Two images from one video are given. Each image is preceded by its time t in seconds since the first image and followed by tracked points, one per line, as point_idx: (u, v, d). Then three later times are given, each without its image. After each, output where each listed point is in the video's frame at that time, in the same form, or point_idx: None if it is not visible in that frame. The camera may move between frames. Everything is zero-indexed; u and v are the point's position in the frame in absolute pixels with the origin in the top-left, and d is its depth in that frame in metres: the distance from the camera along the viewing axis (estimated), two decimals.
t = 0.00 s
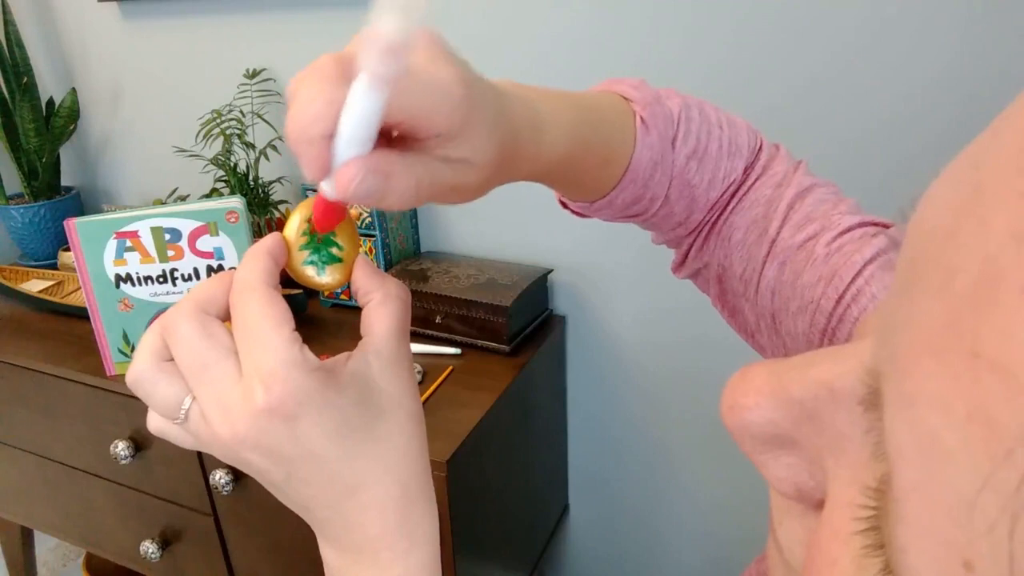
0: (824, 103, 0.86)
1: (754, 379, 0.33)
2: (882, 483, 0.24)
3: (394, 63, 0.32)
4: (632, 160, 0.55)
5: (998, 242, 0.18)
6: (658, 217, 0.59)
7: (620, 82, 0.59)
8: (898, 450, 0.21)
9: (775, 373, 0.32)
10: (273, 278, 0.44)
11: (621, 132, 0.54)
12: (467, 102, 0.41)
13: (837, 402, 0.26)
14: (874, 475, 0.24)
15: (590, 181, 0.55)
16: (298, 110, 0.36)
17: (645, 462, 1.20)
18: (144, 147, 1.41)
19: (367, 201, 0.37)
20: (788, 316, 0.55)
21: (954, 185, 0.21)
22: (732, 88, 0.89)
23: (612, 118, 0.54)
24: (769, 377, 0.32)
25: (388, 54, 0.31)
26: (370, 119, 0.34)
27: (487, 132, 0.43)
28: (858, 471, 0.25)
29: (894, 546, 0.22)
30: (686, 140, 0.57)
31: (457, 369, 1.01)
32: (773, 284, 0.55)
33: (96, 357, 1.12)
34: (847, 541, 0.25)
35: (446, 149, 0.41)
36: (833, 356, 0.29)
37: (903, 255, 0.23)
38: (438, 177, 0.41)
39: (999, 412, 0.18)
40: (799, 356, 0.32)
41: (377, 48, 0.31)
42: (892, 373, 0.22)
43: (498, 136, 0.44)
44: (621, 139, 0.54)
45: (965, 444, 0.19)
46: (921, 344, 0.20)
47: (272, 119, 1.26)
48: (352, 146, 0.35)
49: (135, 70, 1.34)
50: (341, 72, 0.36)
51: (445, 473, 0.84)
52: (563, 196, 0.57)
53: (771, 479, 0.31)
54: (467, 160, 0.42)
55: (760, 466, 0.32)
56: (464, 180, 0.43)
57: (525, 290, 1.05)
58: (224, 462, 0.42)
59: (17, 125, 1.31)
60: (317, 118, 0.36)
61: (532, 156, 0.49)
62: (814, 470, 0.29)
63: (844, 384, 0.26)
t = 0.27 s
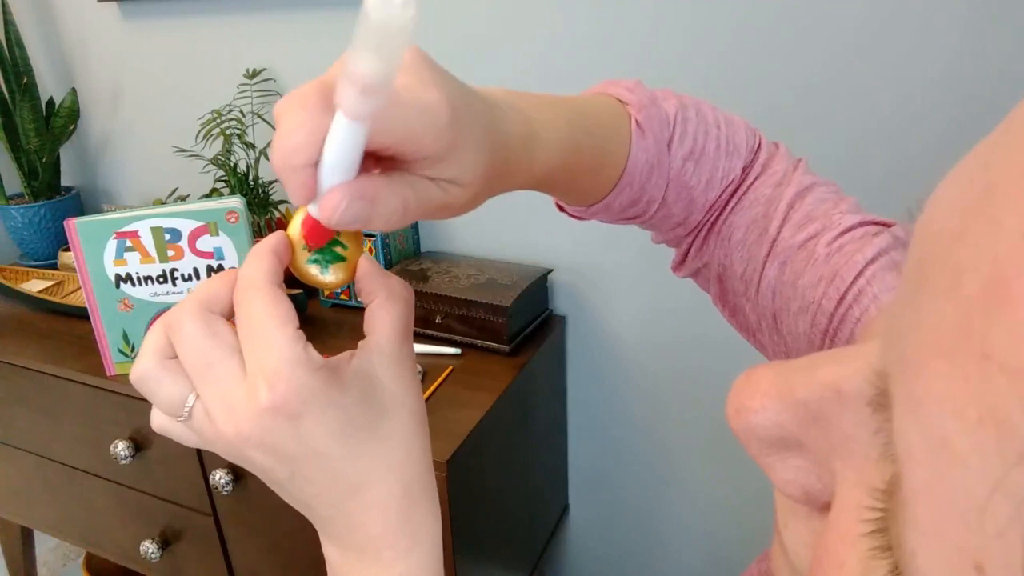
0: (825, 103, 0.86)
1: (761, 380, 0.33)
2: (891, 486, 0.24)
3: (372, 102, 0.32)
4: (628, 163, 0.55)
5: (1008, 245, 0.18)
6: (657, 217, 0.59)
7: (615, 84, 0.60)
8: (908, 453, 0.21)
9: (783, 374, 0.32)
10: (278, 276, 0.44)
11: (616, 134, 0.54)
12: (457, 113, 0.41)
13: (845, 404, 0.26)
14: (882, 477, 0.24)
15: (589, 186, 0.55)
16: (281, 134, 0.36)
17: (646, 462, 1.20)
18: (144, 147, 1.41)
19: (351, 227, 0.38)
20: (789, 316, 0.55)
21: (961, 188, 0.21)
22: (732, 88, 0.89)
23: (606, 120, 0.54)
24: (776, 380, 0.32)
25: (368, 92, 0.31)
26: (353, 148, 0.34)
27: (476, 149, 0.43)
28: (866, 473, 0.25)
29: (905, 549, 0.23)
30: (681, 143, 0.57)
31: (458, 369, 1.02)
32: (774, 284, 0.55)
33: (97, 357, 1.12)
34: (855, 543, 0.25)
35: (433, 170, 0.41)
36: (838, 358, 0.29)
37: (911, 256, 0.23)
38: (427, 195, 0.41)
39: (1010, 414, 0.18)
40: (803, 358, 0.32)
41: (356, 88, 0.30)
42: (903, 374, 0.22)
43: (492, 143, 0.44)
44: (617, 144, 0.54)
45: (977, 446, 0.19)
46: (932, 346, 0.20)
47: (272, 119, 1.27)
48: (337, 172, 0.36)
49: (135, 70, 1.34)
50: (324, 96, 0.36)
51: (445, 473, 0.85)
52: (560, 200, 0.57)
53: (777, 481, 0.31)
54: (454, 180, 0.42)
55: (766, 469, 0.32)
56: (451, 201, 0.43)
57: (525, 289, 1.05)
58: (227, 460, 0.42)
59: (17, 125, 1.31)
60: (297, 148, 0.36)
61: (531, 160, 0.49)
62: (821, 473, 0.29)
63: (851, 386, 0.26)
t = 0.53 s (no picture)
0: (825, 103, 0.86)
1: (755, 385, 0.33)
2: (885, 491, 0.24)
3: (395, 105, 0.32)
4: (633, 164, 0.55)
5: (997, 251, 0.18)
6: (658, 219, 0.59)
7: (620, 84, 0.59)
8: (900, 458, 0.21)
9: (778, 379, 0.32)
10: (273, 279, 0.44)
11: (622, 136, 0.54)
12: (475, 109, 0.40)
13: (840, 409, 0.26)
14: (876, 482, 0.24)
15: (594, 188, 0.55)
16: (302, 136, 0.36)
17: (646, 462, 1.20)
18: (144, 148, 1.41)
19: (368, 231, 0.37)
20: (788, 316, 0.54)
21: (954, 190, 0.21)
22: (732, 89, 0.89)
23: (611, 120, 0.54)
24: (770, 383, 0.32)
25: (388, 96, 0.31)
26: (370, 154, 0.34)
27: (490, 152, 0.42)
28: (860, 479, 0.25)
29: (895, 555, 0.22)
30: (685, 145, 0.57)
31: (458, 369, 1.01)
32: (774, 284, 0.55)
33: (97, 357, 1.12)
34: (848, 548, 0.25)
35: (449, 172, 0.41)
36: (833, 363, 0.29)
37: (904, 262, 0.23)
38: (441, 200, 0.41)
39: (1001, 424, 0.18)
40: (799, 363, 0.32)
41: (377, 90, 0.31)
42: (893, 382, 0.22)
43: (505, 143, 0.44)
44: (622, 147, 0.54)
45: (967, 455, 0.19)
46: (921, 355, 0.20)
47: (272, 119, 1.26)
48: (356, 175, 0.35)
49: (135, 70, 1.34)
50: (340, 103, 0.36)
51: (446, 473, 0.84)
52: (564, 201, 0.57)
53: (773, 485, 0.31)
54: (469, 183, 0.42)
55: (762, 473, 0.32)
56: (466, 202, 0.43)
57: (525, 289, 1.05)
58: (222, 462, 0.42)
59: (17, 125, 1.31)
60: (315, 154, 0.36)
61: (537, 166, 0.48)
62: (815, 477, 0.29)
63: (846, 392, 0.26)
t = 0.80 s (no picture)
0: (824, 103, 0.86)
1: (751, 388, 0.33)
2: (876, 497, 0.23)
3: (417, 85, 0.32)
4: (635, 163, 0.55)
5: (985, 259, 0.18)
6: (657, 220, 0.59)
7: (620, 84, 0.59)
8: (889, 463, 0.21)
9: (772, 383, 0.32)
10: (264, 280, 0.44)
11: (624, 134, 0.54)
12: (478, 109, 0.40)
13: (832, 414, 0.26)
14: (868, 488, 0.24)
15: (595, 186, 0.54)
16: (312, 127, 0.36)
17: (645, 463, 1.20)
18: (144, 148, 1.40)
19: (385, 219, 0.37)
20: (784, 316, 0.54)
21: (946, 194, 0.21)
22: (733, 89, 0.89)
23: (613, 118, 0.54)
24: (765, 387, 0.32)
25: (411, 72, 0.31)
26: (389, 135, 0.34)
27: (498, 145, 0.43)
28: (852, 484, 0.25)
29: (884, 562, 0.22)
30: (686, 146, 0.56)
31: (458, 369, 1.01)
32: (770, 283, 0.55)
33: (97, 357, 1.12)
34: (842, 553, 0.25)
35: (458, 163, 0.42)
36: (827, 367, 0.29)
37: (896, 266, 0.23)
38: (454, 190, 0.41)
39: (990, 433, 0.18)
40: (793, 366, 0.32)
41: (397, 71, 0.31)
42: (882, 388, 0.22)
43: (508, 142, 0.44)
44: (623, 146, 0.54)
45: (957, 463, 0.18)
46: (911, 361, 0.20)
47: (272, 119, 1.26)
48: (370, 163, 0.35)
49: (135, 70, 1.34)
50: (356, 89, 0.36)
51: (446, 473, 0.84)
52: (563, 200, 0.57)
53: (768, 489, 0.31)
54: (479, 174, 0.42)
55: (756, 477, 0.32)
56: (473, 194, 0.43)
57: (525, 289, 1.05)
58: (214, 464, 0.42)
59: (16, 126, 1.31)
60: (331, 139, 0.36)
61: (543, 160, 0.48)
62: (808, 482, 0.29)
63: (838, 396, 0.26)
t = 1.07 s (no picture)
0: (824, 103, 0.86)
1: (743, 390, 0.33)
2: (867, 502, 0.23)
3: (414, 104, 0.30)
4: (629, 167, 0.55)
5: (971, 265, 0.18)
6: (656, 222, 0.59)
7: (614, 87, 0.59)
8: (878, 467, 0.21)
9: (765, 387, 0.32)
10: (262, 281, 0.44)
11: (618, 137, 0.54)
12: (473, 110, 0.40)
13: (824, 418, 0.26)
14: (858, 493, 0.24)
15: (590, 191, 0.54)
16: (304, 139, 0.35)
17: (644, 463, 1.20)
18: (144, 148, 1.40)
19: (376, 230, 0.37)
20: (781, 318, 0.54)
21: (938, 197, 0.21)
22: (732, 89, 0.89)
23: (608, 121, 0.54)
24: (756, 391, 0.32)
25: (410, 91, 0.29)
26: (384, 150, 0.33)
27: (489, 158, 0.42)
28: (843, 487, 0.25)
29: (874, 566, 0.22)
30: (680, 149, 0.57)
31: (457, 369, 1.01)
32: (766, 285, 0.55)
33: (97, 357, 1.12)
34: (835, 558, 0.25)
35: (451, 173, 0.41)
36: (822, 370, 0.29)
37: (887, 269, 0.23)
38: (446, 199, 0.41)
39: (978, 442, 0.18)
40: (786, 369, 0.32)
41: (399, 86, 0.29)
42: (871, 393, 0.22)
43: (502, 146, 0.43)
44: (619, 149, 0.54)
45: (944, 468, 0.19)
46: (899, 367, 0.20)
47: (272, 118, 1.26)
48: (361, 176, 0.34)
49: (135, 70, 1.34)
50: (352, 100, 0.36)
51: (445, 473, 0.84)
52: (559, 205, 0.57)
53: (761, 492, 0.31)
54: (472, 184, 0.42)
55: (749, 480, 0.32)
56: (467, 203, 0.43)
57: (524, 289, 1.05)
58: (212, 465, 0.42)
59: (17, 125, 1.31)
60: (325, 151, 0.35)
61: (536, 165, 0.48)
62: (801, 485, 0.29)
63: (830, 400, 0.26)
